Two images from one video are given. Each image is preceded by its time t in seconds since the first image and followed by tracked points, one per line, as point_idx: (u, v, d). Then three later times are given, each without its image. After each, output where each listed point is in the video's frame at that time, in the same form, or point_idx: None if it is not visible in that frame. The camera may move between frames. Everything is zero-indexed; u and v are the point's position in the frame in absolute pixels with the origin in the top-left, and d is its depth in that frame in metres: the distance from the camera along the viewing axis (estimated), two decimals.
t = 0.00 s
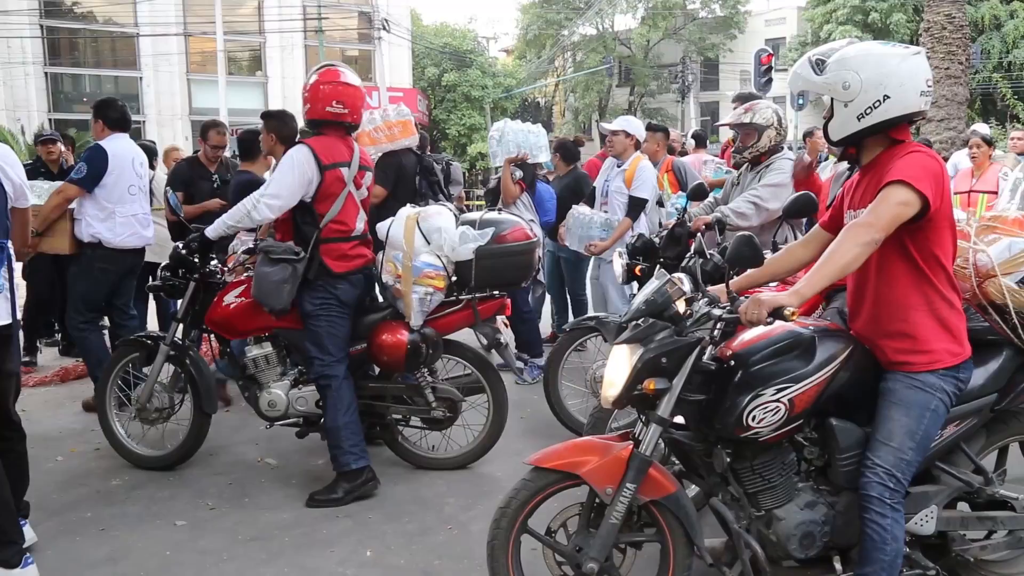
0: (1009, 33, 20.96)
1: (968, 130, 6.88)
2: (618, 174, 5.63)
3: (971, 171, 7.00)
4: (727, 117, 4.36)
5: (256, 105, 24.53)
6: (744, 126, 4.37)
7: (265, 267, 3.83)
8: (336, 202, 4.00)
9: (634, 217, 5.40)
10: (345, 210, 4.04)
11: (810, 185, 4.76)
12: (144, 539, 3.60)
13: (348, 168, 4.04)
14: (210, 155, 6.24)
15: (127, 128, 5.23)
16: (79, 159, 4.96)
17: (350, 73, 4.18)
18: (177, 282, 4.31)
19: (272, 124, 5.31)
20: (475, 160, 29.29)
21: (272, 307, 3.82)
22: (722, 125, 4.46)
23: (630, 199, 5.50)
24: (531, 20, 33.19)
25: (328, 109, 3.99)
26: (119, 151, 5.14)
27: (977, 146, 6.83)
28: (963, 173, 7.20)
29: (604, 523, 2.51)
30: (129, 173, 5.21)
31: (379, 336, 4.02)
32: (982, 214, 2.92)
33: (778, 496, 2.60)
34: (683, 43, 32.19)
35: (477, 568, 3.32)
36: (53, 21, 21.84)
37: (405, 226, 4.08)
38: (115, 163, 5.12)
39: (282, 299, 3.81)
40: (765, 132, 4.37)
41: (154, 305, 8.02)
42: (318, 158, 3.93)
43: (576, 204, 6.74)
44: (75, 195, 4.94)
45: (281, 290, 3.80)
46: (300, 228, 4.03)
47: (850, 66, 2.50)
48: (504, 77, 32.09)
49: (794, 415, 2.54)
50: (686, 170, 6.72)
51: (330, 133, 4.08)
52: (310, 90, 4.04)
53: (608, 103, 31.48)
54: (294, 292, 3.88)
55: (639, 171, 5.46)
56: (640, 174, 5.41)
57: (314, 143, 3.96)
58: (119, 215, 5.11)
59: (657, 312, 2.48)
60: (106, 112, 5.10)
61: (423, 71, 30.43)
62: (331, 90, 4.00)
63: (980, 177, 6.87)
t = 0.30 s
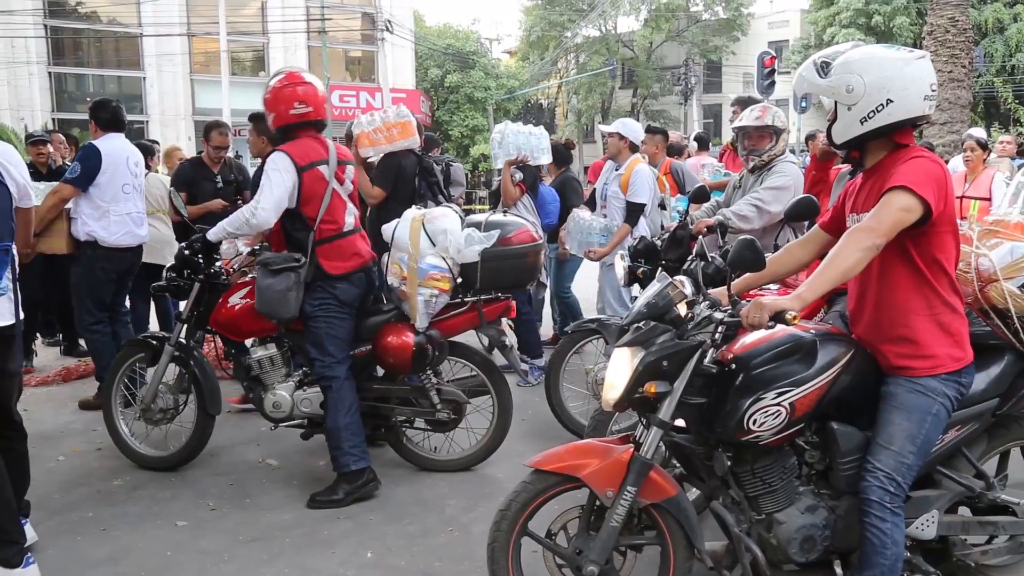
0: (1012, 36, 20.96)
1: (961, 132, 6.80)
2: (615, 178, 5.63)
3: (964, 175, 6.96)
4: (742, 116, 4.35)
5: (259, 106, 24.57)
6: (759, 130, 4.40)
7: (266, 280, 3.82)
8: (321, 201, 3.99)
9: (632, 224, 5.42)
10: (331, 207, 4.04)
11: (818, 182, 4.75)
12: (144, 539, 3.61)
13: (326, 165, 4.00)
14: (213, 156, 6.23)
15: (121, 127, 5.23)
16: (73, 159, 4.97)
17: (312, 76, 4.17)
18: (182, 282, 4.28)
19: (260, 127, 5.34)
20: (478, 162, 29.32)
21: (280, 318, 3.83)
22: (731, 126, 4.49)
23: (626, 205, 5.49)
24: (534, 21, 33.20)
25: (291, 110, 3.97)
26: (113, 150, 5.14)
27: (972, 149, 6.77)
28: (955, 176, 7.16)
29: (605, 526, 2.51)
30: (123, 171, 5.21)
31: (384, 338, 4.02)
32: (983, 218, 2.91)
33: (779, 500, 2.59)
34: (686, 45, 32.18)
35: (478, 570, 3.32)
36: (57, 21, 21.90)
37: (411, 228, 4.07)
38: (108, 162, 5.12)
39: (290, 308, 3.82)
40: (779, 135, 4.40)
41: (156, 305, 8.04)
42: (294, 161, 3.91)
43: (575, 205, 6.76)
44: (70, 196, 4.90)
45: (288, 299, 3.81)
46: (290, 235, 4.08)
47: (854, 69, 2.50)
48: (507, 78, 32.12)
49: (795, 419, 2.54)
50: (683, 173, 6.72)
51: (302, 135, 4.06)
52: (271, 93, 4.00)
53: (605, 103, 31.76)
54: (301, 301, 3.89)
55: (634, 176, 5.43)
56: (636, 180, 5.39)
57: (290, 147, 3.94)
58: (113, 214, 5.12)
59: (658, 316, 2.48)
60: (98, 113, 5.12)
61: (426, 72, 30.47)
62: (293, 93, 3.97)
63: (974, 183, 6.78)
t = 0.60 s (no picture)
0: (1013, 31, 20.94)
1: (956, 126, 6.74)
2: (614, 172, 5.61)
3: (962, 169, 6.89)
4: (752, 111, 4.34)
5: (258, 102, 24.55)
6: (754, 125, 4.40)
7: (262, 282, 3.83)
8: (305, 200, 3.99)
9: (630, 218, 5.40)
10: (318, 204, 4.03)
11: (818, 178, 4.76)
12: (145, 535, 3.61)
13: (308, 162, 4.01)
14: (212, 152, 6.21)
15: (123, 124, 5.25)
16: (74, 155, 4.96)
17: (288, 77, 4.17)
18: (179, 280, 4.29)
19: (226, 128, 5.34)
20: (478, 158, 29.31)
21: (281, 319, 3.85)
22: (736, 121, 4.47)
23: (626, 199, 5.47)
24: (534, 16, 33.13)
25: (267, 112, 3.97)
26: (114, 147, 5.14)
27: (970, 143, 6.70)
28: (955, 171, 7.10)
29: (605, 521, 2.51)
30: (124, 167, 5.20)
31: (381, 335, 4.03)
32: (984, 213, 2.92)
33: (779, 495, 2.60)
34: (686, 40, 32.12)
35: (478, 566, 3.32)
36: (56, 17, 21.86)
37: (408, 223, 4.07)
38: (108, 159, 5.12)
39: (290, 309, 3.84)
40: (785, 129, 4.40)
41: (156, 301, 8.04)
42: (275, 160, 3.91)
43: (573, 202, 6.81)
44: (70, 191, 4.96)
45: (286, 298, 3.82)
46: (279, 235, 4.07)
47: (856, 64, 2.49)
48: (507, 74, 32.10)
49: (795, 414, 2.54)
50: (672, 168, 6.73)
51: (280, 135, 4.06)
52: (247, 94, 4.00)
53: (604, 99, 31.73)
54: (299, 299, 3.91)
55: (634, 171, 5.42)
56: (636, 174, 5.38)
57: (269, 149, 3.93)
58: (114, 209, 5.12)
59: (658, 311, 2.48)
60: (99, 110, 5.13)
61: (426, 68, 30.44)
62: (267, 94, 3.98)
63: (970, 177, 6.73)
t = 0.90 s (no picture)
0: (1016, 29, 20.90)
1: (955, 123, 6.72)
2: (616, 170, 5.58)
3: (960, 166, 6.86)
4: (761, 108, 4.31)
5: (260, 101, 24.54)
6: (761, 121, 4.38)
7: (257, 283, 3.81)
8: (303, 198, 3.98)
9: (632, 215, 5.37)
10: (316, 203, 4.03)
11: (821, 178, 4.76)
12: (148, 534, 3.62)
13: (306, 161, 4.00)
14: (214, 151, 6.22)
15: (136, 124, 5.32)
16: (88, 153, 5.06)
17: (288, 76, 4.18)
18: (177, 276, 4.30)
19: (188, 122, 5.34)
20: (480, 156, 29.33)
21: (276, 318, 3.82)
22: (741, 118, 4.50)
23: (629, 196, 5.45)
24: (536, 14, 33.06)
25: (266, 110, 3.98)
26: (127, 146, 5.21)
27: (969, 139, 6.70)
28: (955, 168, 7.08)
29: (607, 519, 2.51)
30: (137, 166, 5.27)
31: (376, 332, 4.02)
32: (987, 210, 2.89)
33: (781, 493, 2.60)
34: (688, 38, 32.06)
35: (481, 564, 3.33)
36: (59, 15, 21.84)
37: (402, 222, 4.09)
38: (122, 157, 5.20)
39: (285, 309, 3.81)
40: (792, 127, 4.41)
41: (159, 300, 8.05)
42: (272, 159, 3.90)
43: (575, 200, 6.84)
44: (84, 187, 5.05)
45: (281, 297, 3.80)
46: (278, 235, 4.06)
47: (862, 61, 2.49)
48: (509, 72, 32.08)
49: (798, 412, 2.54)
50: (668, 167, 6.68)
51: (279, 135, 4.06)
52: (247, 93, 4.01)
53: (607, 97, 31.71)
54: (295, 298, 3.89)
55: (636, 169, 5.40)
56: (639, 172, 5.37)
57: (267, 147, 3.93)
58: (129, 206, 5.16)
59: (661, 309, 2.48)
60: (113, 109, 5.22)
61: (428, 66, 30.43)
62: (267, 93, 3.99)
63: (968, 173, 6.68)
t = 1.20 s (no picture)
0: (1013, 30, 20.93)
1: (944, 125, 6.65)
2: (611, 172, 5.63)
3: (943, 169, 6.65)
4: (763, 108, 4.29)
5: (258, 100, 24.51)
6: (762, 122, 4.38)
7: (248, 286, 3.82)
8: (292, 200, 3.97)
9: (630, 217, 5.45)
10: (305, 205, 4.02)
11: (818, 178, 4.78)
12: (145, 534, 3.61)
13: (295, 163, 3.99)
14: (213, 150, 6.20)
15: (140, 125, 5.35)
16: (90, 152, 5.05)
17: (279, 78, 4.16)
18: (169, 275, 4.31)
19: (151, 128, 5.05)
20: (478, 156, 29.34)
21: (268, 320, 3.83)
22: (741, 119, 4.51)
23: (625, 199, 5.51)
24: (534, 15, 33.05)
25: (256, 111, 3.96)
26: (130, 145, 5.20)
27: (954, 141, 6.48)
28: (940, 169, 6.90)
29: (604, 519, 2.51)
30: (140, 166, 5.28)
31: (365, 333, 4.04)
32: (985, 211, 2.90)
33: (778, 493, 2.60)
34: (686, 39, 32.06)
35: (478, 564, 3.32)
36: (56, 14, 21.79)
37: (391, 222, 4.08)
38: (125, 156, 5.18)
39: (278, 310, 3.83)
40: (793, 128, 4.40)
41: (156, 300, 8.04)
42: (259, 161, 3.90)
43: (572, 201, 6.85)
44: (85, 186, 5.03)
45: (273, 301, 3.81)
46: (268, 237, 4.04)
47: (858, 63, 2.49)
48: (507, 72, 32.08)
49: (795, 412, 2.54)
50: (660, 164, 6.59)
51: (269, 136, 4.05)
52: (236, 94, 3.99)
53: (605, 97, 31.72)
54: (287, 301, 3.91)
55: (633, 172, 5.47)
56: (634, 174, 5.43)
57: (254, 150, 3.91)
58: (130, 206, 5.21)
59: (658, 309, 2.48)
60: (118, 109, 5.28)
61: (426, 66, 30.42)
62: (255, 95, 3.96)
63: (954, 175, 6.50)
